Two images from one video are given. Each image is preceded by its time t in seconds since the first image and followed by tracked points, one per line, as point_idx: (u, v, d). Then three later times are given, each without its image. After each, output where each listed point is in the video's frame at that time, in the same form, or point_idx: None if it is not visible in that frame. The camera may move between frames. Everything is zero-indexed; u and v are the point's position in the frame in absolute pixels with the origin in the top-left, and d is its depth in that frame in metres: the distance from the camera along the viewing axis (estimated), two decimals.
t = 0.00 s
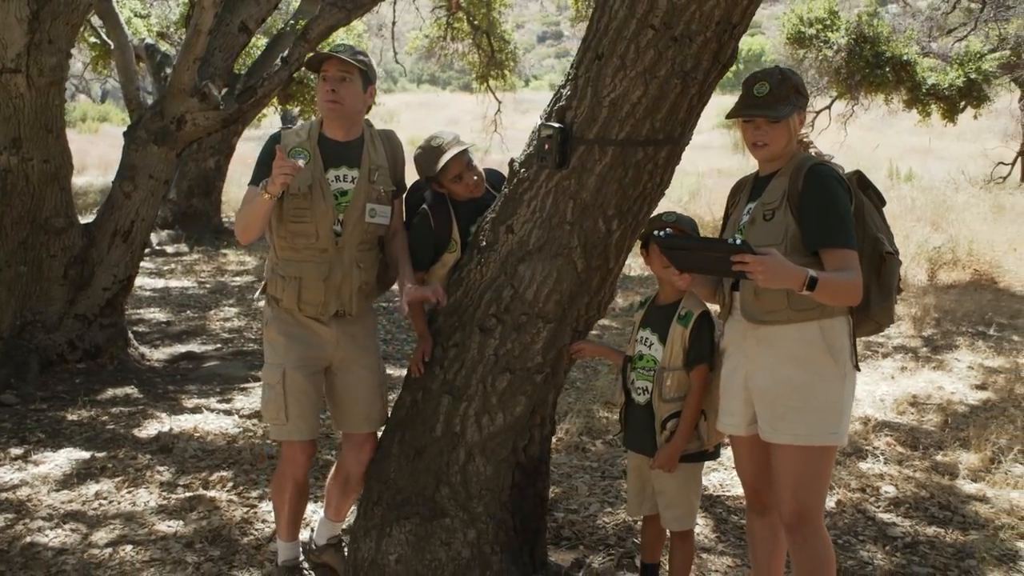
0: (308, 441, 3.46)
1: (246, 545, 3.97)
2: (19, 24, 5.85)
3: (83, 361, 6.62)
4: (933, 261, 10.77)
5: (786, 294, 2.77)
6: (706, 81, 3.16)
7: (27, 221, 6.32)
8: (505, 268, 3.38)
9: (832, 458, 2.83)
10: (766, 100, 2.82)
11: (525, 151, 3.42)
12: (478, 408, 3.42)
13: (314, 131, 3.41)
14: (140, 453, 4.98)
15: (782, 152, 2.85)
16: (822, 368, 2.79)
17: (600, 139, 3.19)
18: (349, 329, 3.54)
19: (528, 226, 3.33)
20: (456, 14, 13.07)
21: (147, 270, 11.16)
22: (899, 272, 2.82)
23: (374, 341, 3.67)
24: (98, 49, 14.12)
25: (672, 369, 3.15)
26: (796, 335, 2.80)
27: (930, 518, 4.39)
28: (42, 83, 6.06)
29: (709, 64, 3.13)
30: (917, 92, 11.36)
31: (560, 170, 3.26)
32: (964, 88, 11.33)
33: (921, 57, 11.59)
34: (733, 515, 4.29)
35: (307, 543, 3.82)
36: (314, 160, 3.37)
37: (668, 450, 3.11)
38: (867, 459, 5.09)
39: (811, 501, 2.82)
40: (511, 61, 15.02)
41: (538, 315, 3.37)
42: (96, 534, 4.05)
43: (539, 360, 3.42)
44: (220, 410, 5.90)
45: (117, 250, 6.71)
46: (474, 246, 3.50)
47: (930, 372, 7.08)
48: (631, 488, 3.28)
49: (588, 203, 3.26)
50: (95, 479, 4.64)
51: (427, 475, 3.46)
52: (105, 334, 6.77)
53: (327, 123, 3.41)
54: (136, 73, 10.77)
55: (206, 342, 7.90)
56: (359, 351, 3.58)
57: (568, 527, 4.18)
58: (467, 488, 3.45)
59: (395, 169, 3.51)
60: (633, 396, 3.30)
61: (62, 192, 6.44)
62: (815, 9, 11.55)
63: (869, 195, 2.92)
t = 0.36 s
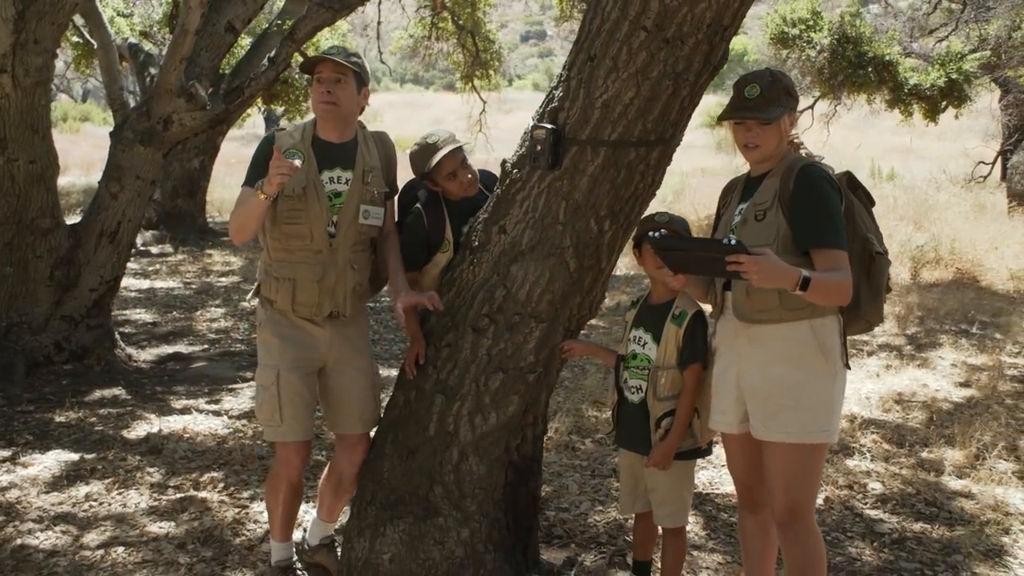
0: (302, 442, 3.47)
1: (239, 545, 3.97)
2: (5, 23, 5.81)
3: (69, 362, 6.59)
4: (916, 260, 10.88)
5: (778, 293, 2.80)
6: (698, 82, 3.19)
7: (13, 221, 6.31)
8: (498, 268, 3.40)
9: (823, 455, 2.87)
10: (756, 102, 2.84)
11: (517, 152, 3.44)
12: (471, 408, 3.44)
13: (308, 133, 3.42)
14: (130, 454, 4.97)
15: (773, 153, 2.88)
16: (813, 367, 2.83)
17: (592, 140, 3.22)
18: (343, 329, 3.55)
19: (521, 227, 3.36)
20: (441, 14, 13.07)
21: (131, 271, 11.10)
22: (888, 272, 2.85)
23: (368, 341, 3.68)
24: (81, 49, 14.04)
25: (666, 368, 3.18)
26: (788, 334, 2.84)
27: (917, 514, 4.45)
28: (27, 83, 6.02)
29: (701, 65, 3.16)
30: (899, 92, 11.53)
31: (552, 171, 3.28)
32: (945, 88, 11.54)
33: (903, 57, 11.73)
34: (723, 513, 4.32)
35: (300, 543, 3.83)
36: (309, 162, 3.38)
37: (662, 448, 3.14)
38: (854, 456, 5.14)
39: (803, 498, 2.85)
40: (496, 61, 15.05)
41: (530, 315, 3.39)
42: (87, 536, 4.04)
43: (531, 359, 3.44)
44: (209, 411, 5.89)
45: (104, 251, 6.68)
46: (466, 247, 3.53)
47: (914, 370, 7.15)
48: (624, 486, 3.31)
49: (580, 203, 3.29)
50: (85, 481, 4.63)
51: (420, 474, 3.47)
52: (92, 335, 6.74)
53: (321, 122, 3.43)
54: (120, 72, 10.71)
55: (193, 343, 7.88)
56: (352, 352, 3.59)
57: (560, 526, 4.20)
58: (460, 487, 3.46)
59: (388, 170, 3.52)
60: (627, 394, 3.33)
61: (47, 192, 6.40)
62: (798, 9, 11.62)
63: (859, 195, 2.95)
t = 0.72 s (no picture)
0: (293, 437, 3.45)
1: (230, 540, 3.96)
2: None
3: (54, 357, 6.54)
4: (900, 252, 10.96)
5: (773, 286, 2.82)
6: (691, 75, 3.20)
7: None
8: (490, 262, 3.40)
9: (816, 447, 2.89)
10: (751, 97, 2.86)
11: (509, 146, 3.45)
12: (464, 401, 3.44)
13: (300, 125, 3.40)
14: (118, 450, 4.94)
15: (767, 147, 2.89)
16: (807, 359, 2.84)
17: (586, 133, 3.22)
18: (334, 324, 3.54)
19: (513, 220, 3.36)
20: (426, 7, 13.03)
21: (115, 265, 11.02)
22: (880, 265, 2.87)
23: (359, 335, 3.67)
24: (61, 41, 13.90)
25: (661, 361, 3.20)
26: (783, 327, 2.85)
27: (905, 504, 4.49)
28: (11, 76, 5.97)
29: (694, 59, 3.16)
30: (882, 86, 11.62)
31: (545, 164, 3.28)
32: (927, 81, 11.69)
33: (886, 50, 11.84)
34: (713, 504, 4.35)
35: (292, 537, 3.82)
36: (301, 155, 3.37)
37: (658, 440, 3.16)
38: (842, 447, 5.18)
39: (797, 489, 2.87)
40: (479, 54, 15.02)
41: (523, 308, 3.40)
42: (77, 532, 4.01)
43: (524, 352, 3.44)
44: (197, 406, 5.86)
45: (89, 245, 6.62)
46: (458, 241, 3.53)
47: (900, 361, 7.20)
48: (619, 478, 3.33)
49: (574, 196, 3.29)
50: (74, 476, 4.59)
51: (413, 467, 3.46)
52: (77, 330, 6.68)
53: (313, 116, 3.41)
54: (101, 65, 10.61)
55: (179, 338, 7.84)
56: (344, 346, 3.58)
57: (551, 518, 4.20)
58: (453, 480, 3.46)
59: (380, 164, 3.51)
60: (622, 387, 3.35)
61: (31, 186, 6.35)
62: (782, 3, 11.58)
63: (851, 188, 2.97)
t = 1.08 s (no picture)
0: (277, 427, 3.42)
1: (213, 532, 3.93)
2: None
3: (29, 348, 6.46)
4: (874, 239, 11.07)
5: (759, 274, 2.83)
6: (676, 62, 3.19)
7: None
8: (475, 250, 3.39)
9: (801, 433, 2.90)
10: (737, 84, 2.85)
11: (493, 133, 3.43)
12: (449, 390, 3.43)
13: (283, 111, 3.37)
14: (97, 441, 4.88)
15: (753, 133, 2.89)
16: (794, 346, 2.86)
17: (571, 120, 3.20)
18: (318, 312, 3.52)
19: (498, 208, 3.34)
20: None
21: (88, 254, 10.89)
22: (864, 252, 2.89)
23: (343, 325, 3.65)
24: (30, 27, 13.68)
25: (648, 348, 3.21)
26: (769, 314, 2.86)
27: (885, 489, 4.54)
28: None
29: (679, 46, 3.15)
30: (857, 73, 11.73)
31: (530, 152, 3.27)
32: (901, 68, 11.78)
33: (860, 37, 11.96)
34: (696, 490, 4.37)
35: (276, 527, 3.80)
36: (285, 141, 3.34)
37: (644, 428, 3.17)
38: (822, 432, 5.22)
39: (783, 475, 2.90)
40: (455, 39, 14.94)
41: (508, 296, 3.39)
42: (57, 525, 3.97)
43: (509, 341, 3.43)
44: (176, 396, 5.81)
45: (63, 234, 6.53)
46: (442, 228, 3.51)
47: (877, 346, 7.27)
48: (605, 465, 3.34)
49: (559, 183, 3.28)
50: (52, 469, 4.54)
51: (399, 457, 3.45)
52: (52, 320, 6.60)
53: (296, 101, 3.37)
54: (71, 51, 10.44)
55: (155, 327, 7.77)
56: (328, 335, 3.55)
57: (536, 506, 4.21)
58: (438, 469, 3.46)
59: (364, 151, 3.49)
60: (608, 374, 3.36)
61: (4, 174, 6.26)
62: None
63: (836, 176, 2.98)
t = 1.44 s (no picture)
0: (277, 430, 3.38)
1: (211, 535, 3.89)
2: None
3: (21, 348, 6.39)
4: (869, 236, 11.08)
5: (767, 275, 2.79)
6: (680, 61, 3.14)
7: None
8: (476, 250, 3.35)
9: (807, 435, 2.88)
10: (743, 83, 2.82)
11: (495, 132, 3.39)
12: (450, 391, 3.39)
13: (283, 111, 3.33)
14: (91, 443, 4.83)
15: (758, 132, 2.86)
16: (801, 348, 2.83)
17: (574, 119, 3.16)
18: (319, 314, 3.48)
19: (500, 207, 3.31)
20: None
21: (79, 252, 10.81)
22: (870, 254, 2.86)
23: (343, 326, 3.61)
24: (20, 23, 13.57)
25: (652, 349, 3.18)
26: (776, 316, 2.83)
27: (886, 489, 4.53)
28: None
29: (684, 44, 3.11)
30: (849, 70, 11.77)
31: (532, 151, 3.23)
32: (893, 66, 11.82)
33: (852, 35, 12.02)
34: (697, 491, 4.35)
35: (275, 530, 3.76)
36: (285, 141, 3.29)
37: (648, 430, 3.14)
38: (821, 432, 5.21)
39: (789, 477, 2.87)
40: (447, 36, 14.89)
41: (510, 297, 3.35)
42: (52, 528, 3.92)
43: (511, 342, 3.40)
44: (171, 396, 5.76)
45: (55, 233, 6.47)
46: (442, 228, 3.47)
47: (873, 345, 7.27)
48: (607, 467, 3.31)
49: (562, 183, 3.24)
50: (46, 471, 4.49)
51: (399, 459, 3.42)
52: (44, 320, 6.54)
53: (295, 100, 3.33)
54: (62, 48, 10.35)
55: (149, 326, 7.71)
56: (329, 336, 3.52)
57: (536, 508, 4.18)
58: (440, 472, 3.42)
59: (364, 150, 3.45)
60: (611, 376, 3.34)
61: None
62: None
63: (841, 177, 2.95)
